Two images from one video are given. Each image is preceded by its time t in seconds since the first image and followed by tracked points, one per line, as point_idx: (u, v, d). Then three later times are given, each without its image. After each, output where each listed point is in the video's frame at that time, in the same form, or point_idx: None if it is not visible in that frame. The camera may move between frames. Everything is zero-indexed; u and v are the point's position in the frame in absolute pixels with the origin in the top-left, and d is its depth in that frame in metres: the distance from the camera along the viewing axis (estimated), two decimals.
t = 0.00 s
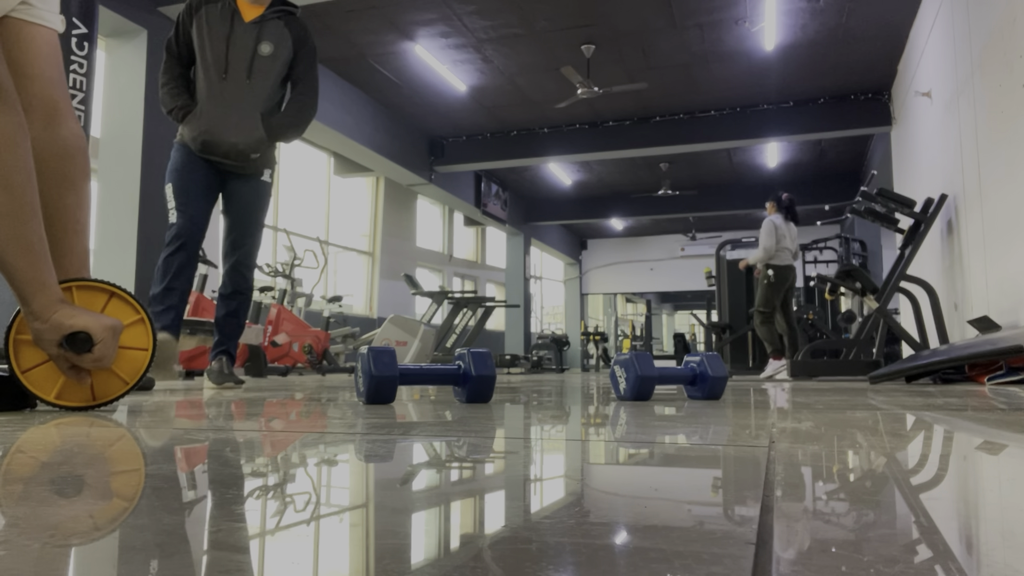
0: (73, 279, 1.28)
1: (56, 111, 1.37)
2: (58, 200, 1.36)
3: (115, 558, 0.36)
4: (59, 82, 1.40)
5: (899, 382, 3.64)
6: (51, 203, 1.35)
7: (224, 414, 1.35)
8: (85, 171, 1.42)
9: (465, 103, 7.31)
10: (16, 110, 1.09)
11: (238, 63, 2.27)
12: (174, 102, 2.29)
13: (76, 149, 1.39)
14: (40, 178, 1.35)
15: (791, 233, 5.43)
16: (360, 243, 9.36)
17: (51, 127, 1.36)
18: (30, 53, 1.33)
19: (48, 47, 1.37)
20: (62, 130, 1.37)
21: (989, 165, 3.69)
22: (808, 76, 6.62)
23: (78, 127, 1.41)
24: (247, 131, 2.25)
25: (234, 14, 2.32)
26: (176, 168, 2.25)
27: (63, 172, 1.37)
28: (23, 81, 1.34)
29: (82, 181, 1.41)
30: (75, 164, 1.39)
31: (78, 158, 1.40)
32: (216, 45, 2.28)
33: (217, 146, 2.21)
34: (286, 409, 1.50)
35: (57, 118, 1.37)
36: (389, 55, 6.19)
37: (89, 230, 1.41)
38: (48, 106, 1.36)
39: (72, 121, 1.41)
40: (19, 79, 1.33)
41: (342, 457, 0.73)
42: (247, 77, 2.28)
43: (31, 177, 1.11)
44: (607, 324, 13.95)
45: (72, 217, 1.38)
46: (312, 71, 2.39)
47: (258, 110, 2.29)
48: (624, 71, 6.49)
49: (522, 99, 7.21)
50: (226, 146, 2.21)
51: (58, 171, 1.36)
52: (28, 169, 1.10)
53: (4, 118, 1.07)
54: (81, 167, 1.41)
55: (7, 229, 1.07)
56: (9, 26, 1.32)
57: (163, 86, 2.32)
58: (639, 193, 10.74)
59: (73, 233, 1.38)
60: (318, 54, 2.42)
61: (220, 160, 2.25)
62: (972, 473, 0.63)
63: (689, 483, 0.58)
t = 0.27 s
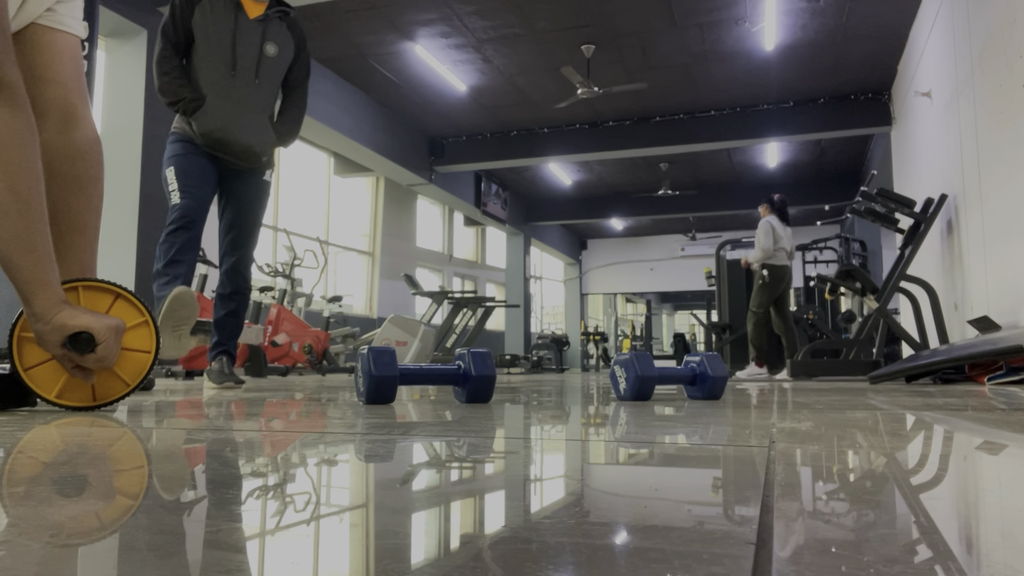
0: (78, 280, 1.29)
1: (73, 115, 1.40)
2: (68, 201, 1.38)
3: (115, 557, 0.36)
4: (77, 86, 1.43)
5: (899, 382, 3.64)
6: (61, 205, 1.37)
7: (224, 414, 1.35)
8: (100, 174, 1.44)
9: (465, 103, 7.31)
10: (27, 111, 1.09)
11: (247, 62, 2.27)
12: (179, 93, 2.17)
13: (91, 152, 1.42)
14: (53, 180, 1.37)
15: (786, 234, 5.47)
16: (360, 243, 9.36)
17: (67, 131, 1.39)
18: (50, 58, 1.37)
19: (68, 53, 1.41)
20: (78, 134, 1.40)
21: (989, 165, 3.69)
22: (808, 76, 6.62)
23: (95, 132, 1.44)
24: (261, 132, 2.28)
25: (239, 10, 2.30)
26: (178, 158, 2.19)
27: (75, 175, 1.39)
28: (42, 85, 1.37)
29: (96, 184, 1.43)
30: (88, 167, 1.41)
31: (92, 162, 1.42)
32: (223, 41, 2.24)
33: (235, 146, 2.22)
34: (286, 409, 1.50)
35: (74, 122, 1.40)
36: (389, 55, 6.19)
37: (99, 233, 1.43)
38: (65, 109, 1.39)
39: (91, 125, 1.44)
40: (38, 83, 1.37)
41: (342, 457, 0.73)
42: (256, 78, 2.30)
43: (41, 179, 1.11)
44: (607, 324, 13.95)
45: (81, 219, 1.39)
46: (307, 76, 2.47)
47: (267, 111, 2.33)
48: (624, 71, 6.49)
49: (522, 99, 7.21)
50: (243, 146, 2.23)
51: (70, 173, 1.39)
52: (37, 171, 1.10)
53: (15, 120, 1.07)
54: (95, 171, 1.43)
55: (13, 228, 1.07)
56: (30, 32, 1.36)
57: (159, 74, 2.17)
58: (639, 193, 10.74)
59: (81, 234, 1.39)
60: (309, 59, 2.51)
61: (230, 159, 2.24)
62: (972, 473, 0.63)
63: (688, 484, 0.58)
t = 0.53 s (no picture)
0: (79, 279, 1.29)
1: (81, 117, 1.41)
2: (72, 201, 1.38)
3: (116, 558, 0.36)
4: (89, 89, 1.45)
5: (899, 382, 3.64)
6: (64, 204, 1.37)
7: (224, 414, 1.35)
8: (103, 175, 1.44)
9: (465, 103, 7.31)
10: (38, 112, 1.09)
11: (251, 52, 2.27)
12: (191, 83, 2.09)
13: (97, 154, 1.43)
14: (59, 180, 1.38)
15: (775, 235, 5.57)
16: (360, 243, 9.36)
17: (75, 132, 1.40)
18: (64, 61, 1.40)
19: (81, 56, 1.43)
20: (84, 136, 1.41)
21: (989, 165, 3.69)
22: (807, 77, 6.62)
23: (103, 134, 1.45)
24: (273, 123, 2.32)
25: None
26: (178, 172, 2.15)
27: (81, 177, 1.40)
28: (51, 85, 1.39)
29: (100, 186, 1.44)
30: (93, 169, 1.42)
31: (98, 163, 1.43)
32: (223, 30, 2.22)
33: (252, 138, 2.24)
34: (285, 409, 1.50)
35: (81, 123, 1.41)
36: (389, 55, 6.19)
37: (102, 234, 1.43)
38: (73, 111, 1.40)
39: (98, 127, 1.45)
40: (48, 84, 1.38)
41: (342, 457, 0.73)
42: (260, 67, 2.30)
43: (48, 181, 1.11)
44: (607, 324, 13.96)
45: (85, 219, 1.39)
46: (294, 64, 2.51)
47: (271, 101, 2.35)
48: (624, 71, 6.49)
49: (522, 99, 7.21)
50: (261, 138, 2.26)
51: (75, 174, 1.39)
52: (43, 172, 1.10)
53: (26, 122, 1.07)
54: (101, 172, 1.44)
55: (16, 227, 1.07)
56: (45, 36, 1.38)
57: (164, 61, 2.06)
58: (639, 193, 10.74)
59: (84, 235, 1.39)
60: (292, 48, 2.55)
61: (243, 153, 2.25)
62: (972, 473, 0.63)
63: (688, 483, 0.58)
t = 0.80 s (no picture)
0: (79, 280, 1.29)
1: (85, 119, 1.42)
2: (74, 202, 1.38)
3: (116, 557, 0.36)
4: (93, 90, 1.45)
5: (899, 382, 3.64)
6: (66, 206, 1.38)
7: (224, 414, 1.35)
8: (105, 178, 1.45)
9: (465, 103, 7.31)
10: (43, 113, 1.10)
11: (239, 35, 2.21)
12: (177, 72, 2.05)
13: (100, 157, 1.43)
14: (61, 180, 1.38)
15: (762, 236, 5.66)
16: (360, 243, 9.36)
17: (79, 133, 1.40)
18: (70, 63, 1.40)
19: (84, 58, 1.44)
20: (88, 138, 1.41)
21: (989, 165, 3.69)
22: (807, 76, 6.62)
23: (106, 137, 1.45)
24: (268, 106, 2.26)
25: None
26: (174, 162, 2.12)
27: (83, 178, 1.40)
28: (56, 86, 1.39)
29: (102, 188, 1.44)
30: (96, 171, 1.42)
31: (100, 165, 1.43)
32: (207, 16, 2.17)
33: (248, 125, 2.19)
34: (285, 409, 1.50)
35: (85, 125, 1.42)
36: (389, 55, 6.19)
37: (103, 236, 1.43)
38: (77, 112, 1.41)
39: (102, 129, 1.45)
40: (53, 84, 1.39)
41: (342, 457, 0.73)
42: (250, 49, 2.24)
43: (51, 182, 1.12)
44: (607, 324, 13.97)
45: (86, 221, 1.39)
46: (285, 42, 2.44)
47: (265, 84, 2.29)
48: (624, 71, 6.49)
49: (522, 99, 7.21)
50: (257, 123, 2.21)
51: (78, 175, 1.39)
52: (47, 173, 1.10)
53: (31, 122, 1.08)
54: (103, 175, 1.44)
55: (17, 226, 1.07)
56: (53, 36, 1.39)
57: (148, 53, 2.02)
58: (639, 193, 10.74)
59: (83, 237, 1.39)
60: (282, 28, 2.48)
61: (239, 140, 2.23)
62: (971, 473, 0.63)
63: (688, 483, 0.58)
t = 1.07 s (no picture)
0: (79, 279, 1.29)
1: (87, 120, 1.43)
2: (74, 203, 1.38)
3: (116, 556, 0.36)
4: (92, 91, 1.46)
5: (899, 382, 3.64)
6: (65, 205, 1.37)
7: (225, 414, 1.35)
8: (105, 180, 1.45)
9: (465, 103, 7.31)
10: (45, 112, 1.10)
11: (229, 25, 2.15)
12: (167, 68, 2.03)
13: (100, 158, 1.43)
14: (61, 181, 1.38)
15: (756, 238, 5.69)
16: (360, 243, 9.37)
17: (79, 133, 1.41)
18: (68, 64, 1.41)
19: (84, 57, 1.45)
20: (89, 139, 1.42)
21: (989, 164, 3.69)
22: (807, 76, 6.61)
23: (106, 138, 1.46)
24: (262, 99, 2.20)
25: None
26: (171, 161, 2.11)
27: (83, 178, 1.40)
28: (56, 85, 1.40)
29: (102, 189, 1.44)
30: (96, 172, 1.42)
31: (100, 166, 1.43)
32: (198, 6, 2.12)
33: (240, 120, 2.14)
34: (285, 410, 1.50)
35: (85, 126, 1.42)
36: (389, 55, 6.19)
37: (102, 237, 1.43)
38: (79, 112, 1.41)
39: (100, 129, 1.45)
40: (53, 84, 1.39)
41: (342, 457, 0.73)
42: (242, 38, 2.19)
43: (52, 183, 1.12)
44: (607, 324, 13.97)
45: (87, 222, 1.39)
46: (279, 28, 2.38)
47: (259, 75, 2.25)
48: (624, 71, 6.49)
49: (522, 98, 7.21)
50: (250, 118, 2.15)
51: (80, 176, 1.40)
52: (48, 174, 1.10)
53: (32, 121, 1.08)
54: (102, 177, 1.44)
55: (17, 227, 1.07)
56: (55, 37, 1.40)
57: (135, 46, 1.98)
58: (638, 193, 10.74)
59: (84, 238, 1.39)
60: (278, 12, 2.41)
61: (232, 136, 2.17)
62: (972, 473, 0.63)
63: (688, 483, 0.58)
